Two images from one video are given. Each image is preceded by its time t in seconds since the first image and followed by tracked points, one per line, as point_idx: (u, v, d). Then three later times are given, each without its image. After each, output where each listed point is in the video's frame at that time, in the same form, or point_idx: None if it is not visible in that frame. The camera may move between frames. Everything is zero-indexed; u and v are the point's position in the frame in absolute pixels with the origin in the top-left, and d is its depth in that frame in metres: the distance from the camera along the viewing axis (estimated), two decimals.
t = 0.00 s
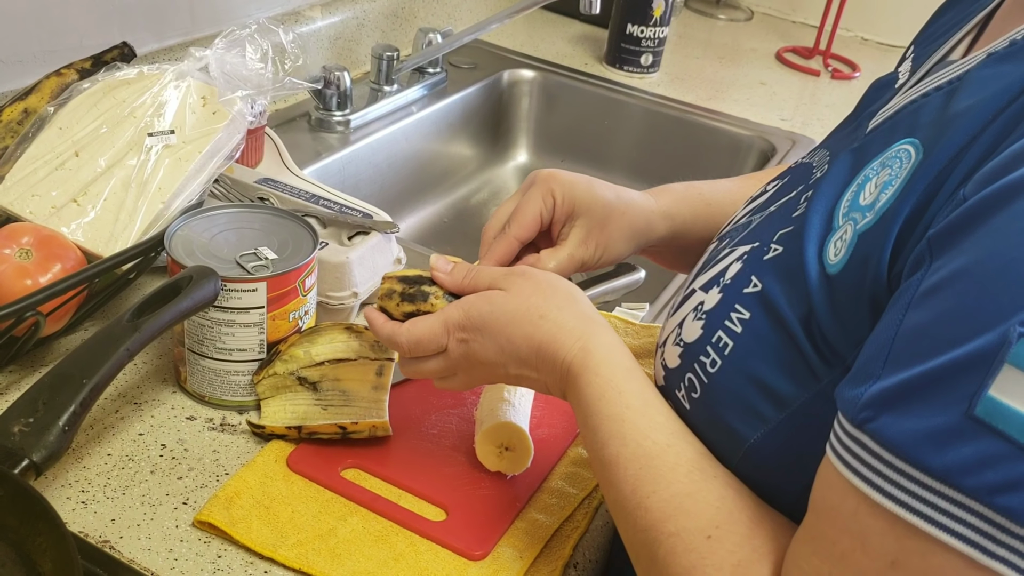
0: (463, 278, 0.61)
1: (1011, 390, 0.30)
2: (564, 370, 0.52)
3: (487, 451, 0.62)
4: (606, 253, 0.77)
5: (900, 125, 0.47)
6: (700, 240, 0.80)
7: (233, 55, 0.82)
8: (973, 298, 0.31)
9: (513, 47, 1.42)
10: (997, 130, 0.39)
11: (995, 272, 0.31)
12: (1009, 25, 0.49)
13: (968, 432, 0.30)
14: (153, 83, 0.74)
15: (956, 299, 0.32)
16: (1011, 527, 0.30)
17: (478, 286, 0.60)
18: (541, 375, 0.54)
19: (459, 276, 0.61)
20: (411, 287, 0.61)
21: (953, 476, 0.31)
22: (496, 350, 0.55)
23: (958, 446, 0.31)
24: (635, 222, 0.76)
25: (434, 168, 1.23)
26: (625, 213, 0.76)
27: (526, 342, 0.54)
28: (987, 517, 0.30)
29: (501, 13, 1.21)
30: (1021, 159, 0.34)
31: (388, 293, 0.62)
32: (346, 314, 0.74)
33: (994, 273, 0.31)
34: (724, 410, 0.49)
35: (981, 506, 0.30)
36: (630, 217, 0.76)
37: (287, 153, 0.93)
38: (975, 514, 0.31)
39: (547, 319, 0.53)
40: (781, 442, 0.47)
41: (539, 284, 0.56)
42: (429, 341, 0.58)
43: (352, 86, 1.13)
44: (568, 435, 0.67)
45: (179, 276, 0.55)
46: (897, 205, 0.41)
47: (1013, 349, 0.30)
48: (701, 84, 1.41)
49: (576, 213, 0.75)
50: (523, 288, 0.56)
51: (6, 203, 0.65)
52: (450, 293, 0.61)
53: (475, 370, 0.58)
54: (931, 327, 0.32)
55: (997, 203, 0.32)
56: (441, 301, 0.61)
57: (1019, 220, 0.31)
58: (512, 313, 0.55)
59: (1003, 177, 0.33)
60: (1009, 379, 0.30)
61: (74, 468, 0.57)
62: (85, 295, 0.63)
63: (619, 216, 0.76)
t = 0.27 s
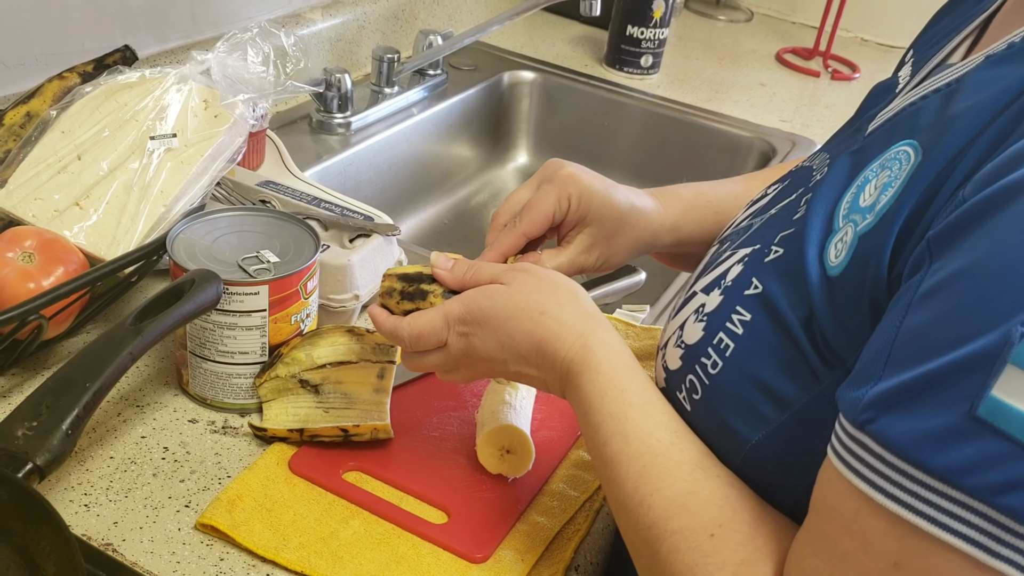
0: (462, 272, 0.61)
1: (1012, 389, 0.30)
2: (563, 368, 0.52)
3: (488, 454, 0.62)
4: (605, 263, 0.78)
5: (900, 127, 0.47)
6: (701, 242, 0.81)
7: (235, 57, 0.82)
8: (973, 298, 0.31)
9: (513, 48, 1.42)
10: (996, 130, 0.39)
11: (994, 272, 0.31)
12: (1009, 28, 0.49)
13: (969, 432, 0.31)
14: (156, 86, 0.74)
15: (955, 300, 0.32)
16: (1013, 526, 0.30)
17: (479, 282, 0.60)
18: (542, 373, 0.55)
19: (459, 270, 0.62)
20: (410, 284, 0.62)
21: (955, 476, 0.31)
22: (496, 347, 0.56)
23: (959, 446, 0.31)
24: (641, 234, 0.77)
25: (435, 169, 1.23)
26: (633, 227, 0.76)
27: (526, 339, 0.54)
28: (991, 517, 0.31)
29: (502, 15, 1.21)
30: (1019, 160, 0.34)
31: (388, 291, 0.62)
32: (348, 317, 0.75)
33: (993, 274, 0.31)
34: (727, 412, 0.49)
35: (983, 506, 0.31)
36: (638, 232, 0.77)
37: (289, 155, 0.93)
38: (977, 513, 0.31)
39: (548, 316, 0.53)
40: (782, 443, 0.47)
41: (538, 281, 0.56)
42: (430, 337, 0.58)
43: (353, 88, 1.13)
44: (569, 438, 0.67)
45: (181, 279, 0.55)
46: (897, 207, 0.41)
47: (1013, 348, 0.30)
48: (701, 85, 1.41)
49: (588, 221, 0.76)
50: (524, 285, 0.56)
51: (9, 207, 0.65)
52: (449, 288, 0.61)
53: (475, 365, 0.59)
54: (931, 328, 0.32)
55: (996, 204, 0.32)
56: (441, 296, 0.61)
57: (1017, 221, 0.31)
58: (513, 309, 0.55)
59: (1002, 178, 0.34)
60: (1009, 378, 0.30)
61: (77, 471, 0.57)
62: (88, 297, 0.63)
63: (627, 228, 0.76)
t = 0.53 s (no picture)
0: (463, 272, 0.62)
1: (1005, 386, 0.30)
2: (563, 367, 0.52)
3: (488, 454, 0.62)
4: (593, 266, 0.78)
5: (897, 128, 0.47)
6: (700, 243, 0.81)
7: (235, 59, 0.82)
8: (968, 296, 0.31)
9: (512, 49, 1.42)
10: (991, 129, 0.39)
11: (989, 270, 0.31)
12: (1006, 29, 0.49)
13: (963, 427, 0.31)
14: (155, 87, 0.74)
15: (949, 298, 0.32)
16: (1004, 521, 0.30)
17: (479, 282, 0.61)
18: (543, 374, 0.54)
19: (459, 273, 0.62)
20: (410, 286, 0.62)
21: (949, 472, 0.31)
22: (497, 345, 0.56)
23: (953, 442, 0.31)
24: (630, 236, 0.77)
25: (434, 170, 1.23)
26: (621, 228, 0.76)
27: (527, 337, 0.54)
28: (982, 512, 0.31)
29: (501, 16, 1.21)
30: (1015, 159, 0.34)
31: (389, 294, 0.62)
32: (347, 318, 0.75)
33: (987, 271, 0.31)
34: (725, 412, 0.49)
35: (978, 503, 0.31)
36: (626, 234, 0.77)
37: (288, 156, 0.93)
38: (972, 510, 0.31)
39: (548, 316, 0.54)
40: (780, 442, 0.47)
41: (537, 282, 0.56)
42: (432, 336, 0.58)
43: (352, 89, 1.14)
44: (569, 438, 0.67)
45: (182, 281, 0.56)
46: (893, 206, 0.41)
47: (1007, 345, 0.30)
48: (700, 85, 1.41)
49: (574, 223, 0.76)
50: (524, 286, 0.56)
51: (9, 208, 0.65)
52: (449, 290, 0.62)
53: (475, 365, 0.59)
54: (925, 326, 0.32)
55: (990, 203, 0.33)
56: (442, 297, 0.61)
57: (1012, 219, 0.31)
58: (514, 310, 0.55)
59: (997, 177, 0.34)
60: (1004, 375, 0.30)
61: (77, 473, 0.57)
62: (88, 299, 0.63)
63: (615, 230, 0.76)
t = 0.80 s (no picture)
0: (463, 275, 0.61)
1: (1001, 383, 0.30)
2: (563, 365, 0.52)
3: (487, 452, 0.62)
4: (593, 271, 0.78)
5: (894, 125, 0.47)
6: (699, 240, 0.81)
7: (233, 57, 0.82)
8: (963, 292, 0.31)
9: (511, 47, 1.42)
10: (988, 126, 0.39)
11: (985, 267, 0.31)
12: (1003, 25, 0.49)
13: (959, 424, 0.31)
14: (153, 86, 0.74)
15: (945, 294, 0.32)
16: (1001, 517, 0.30)
17: (477, 282, 0.61)
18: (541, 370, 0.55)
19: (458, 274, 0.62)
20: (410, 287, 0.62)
21: (946, 468, 0.31)
22: (497, 345, 0.56)
23: (950, 437, 0.31)
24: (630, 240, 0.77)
25: (433, 168, 1.23)
26: (620, 232, 0.76)
27: (525, 339, 0.54)
28: (979, 508, 0.31)
29: (499, 14, 1.21)
30: (1012, 155, 0.34)
31: (390, 296, 0.62)
32: (346, 316, 0.75)
33: (983, 267, 0.31)
34: (722, 408, 0.49)
35: (975, 498, 0.31)
36: (625, 236, 0.77)
37: (287, 154, 0.93)
38: (968, 506, 0.31)
39: (547, 314, 0.54)
40: (778, 439, 0.47)
41: (536, 280, 0.56)
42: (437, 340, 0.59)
43: (351, 88, 1.14)
44: (568, 436, 0.67)
45: (180, 279, 0.56)
46: (889, 203, 0.41)
47: (1003, 341, 0.30)
48: (699, 83, 1.41)
49: (569, 229, 0.76)
50: (523, 284, 0.56)
51: (7, 207, 0.65)
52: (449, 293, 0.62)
53: (478, 364, 0.59)
54: (921, 322, 0.32)
55: (987, 199, 0.33)
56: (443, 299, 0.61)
57: (1008, 216, 0.31)
58: (512, 308, 0.55)
59: (994, 173, 0.34)
60: (1000, 371, 0.30)
61: (76, 471, 0.57)
62: (87, 298, 0.63)
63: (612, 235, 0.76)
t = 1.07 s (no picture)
0: (471, 268, 0.62)
1: (1008, 380, 0.30)
2: (567, 360, 0.51)
3: (488, 452, 0.62)
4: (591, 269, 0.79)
5: (896, 121, 0.47)
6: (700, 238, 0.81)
7: (232, 57, 0.82)
8: (969, 290, 0.31)
9: (511, 46, 1.42)
10: (993, 122, 0.39)
11: (991, 264, 0.31)
12: (1006, 22, 0.49)
13: (964, 422, 0.31)
14: (153, 85, 0.74)
15: (951, 291, 0.32)
16: (1006, 516, 0.30)
17: (485, 275, 0.60)
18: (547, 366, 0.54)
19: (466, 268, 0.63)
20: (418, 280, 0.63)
21: (950, 466, 0.31)
22: (502, 337, 0.56)
23: (955, 435, 0.31)
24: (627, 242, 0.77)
25: (433, 168, 1.23)
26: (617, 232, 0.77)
27: (530, 331, 0.54)
28: (983, 506, 0.31)
29: (499, 13, 1.21)
30: (1017, 151, 0.34)
31: (399, 287, 0.63)
32: (346, 315, 0.74)
33: (990, 264, 0.31)
34: (725, 407, 0.49)
35: (979, 496, 0.30)
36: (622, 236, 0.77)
37: (287, 154, 0.93)
38: (972, 503, 0.31)
39: (553, 308, 0.53)
40: (780, 436, 0.47)
41: (542, 275, 0.56)
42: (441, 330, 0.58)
43: (351, 87, 1.13)
44: (568, 435, 0.67)
45: (179, 278, 0.55)
46: (893, 199, 0.41)
47: (1010, 338, 0.30)
48: (700, 82, 1.41)
49: (570, 229, 0.76)
50: (530, 278, 0.56)
51: (6, 207, 0.65)
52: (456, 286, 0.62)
53: (482, 357, 0.58)
54: (926, 319, 0.32)
55: (993, 195, 0.32)
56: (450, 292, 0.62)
57: (1014, 213, 0.31)
58: (519, 301, 0.55)
59: (999, 169, 0.34)
60: (1006, 369, 0.30)
61: (76, 471, 0.57)
62: (86, 297, 0.63)
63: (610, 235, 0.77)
